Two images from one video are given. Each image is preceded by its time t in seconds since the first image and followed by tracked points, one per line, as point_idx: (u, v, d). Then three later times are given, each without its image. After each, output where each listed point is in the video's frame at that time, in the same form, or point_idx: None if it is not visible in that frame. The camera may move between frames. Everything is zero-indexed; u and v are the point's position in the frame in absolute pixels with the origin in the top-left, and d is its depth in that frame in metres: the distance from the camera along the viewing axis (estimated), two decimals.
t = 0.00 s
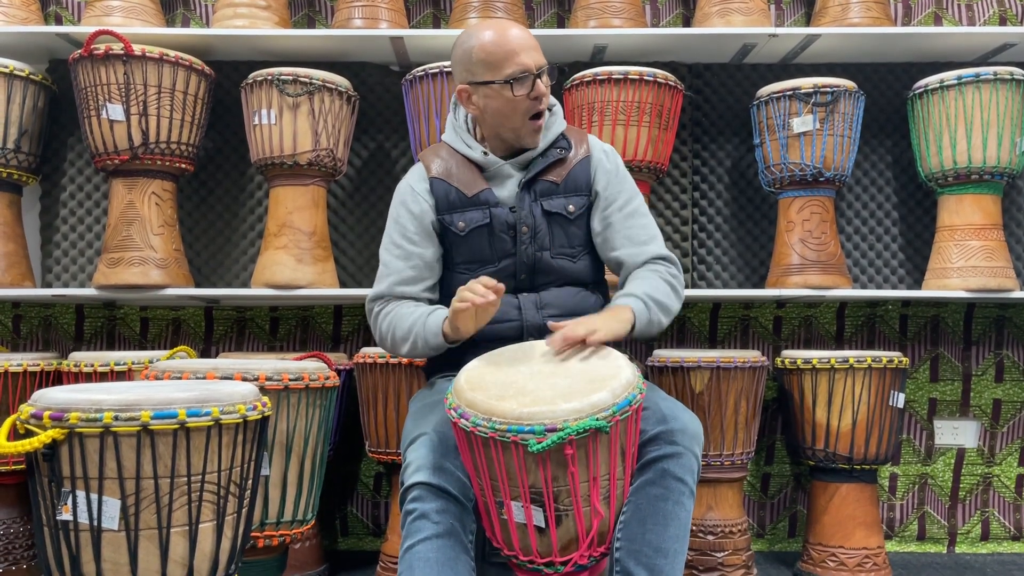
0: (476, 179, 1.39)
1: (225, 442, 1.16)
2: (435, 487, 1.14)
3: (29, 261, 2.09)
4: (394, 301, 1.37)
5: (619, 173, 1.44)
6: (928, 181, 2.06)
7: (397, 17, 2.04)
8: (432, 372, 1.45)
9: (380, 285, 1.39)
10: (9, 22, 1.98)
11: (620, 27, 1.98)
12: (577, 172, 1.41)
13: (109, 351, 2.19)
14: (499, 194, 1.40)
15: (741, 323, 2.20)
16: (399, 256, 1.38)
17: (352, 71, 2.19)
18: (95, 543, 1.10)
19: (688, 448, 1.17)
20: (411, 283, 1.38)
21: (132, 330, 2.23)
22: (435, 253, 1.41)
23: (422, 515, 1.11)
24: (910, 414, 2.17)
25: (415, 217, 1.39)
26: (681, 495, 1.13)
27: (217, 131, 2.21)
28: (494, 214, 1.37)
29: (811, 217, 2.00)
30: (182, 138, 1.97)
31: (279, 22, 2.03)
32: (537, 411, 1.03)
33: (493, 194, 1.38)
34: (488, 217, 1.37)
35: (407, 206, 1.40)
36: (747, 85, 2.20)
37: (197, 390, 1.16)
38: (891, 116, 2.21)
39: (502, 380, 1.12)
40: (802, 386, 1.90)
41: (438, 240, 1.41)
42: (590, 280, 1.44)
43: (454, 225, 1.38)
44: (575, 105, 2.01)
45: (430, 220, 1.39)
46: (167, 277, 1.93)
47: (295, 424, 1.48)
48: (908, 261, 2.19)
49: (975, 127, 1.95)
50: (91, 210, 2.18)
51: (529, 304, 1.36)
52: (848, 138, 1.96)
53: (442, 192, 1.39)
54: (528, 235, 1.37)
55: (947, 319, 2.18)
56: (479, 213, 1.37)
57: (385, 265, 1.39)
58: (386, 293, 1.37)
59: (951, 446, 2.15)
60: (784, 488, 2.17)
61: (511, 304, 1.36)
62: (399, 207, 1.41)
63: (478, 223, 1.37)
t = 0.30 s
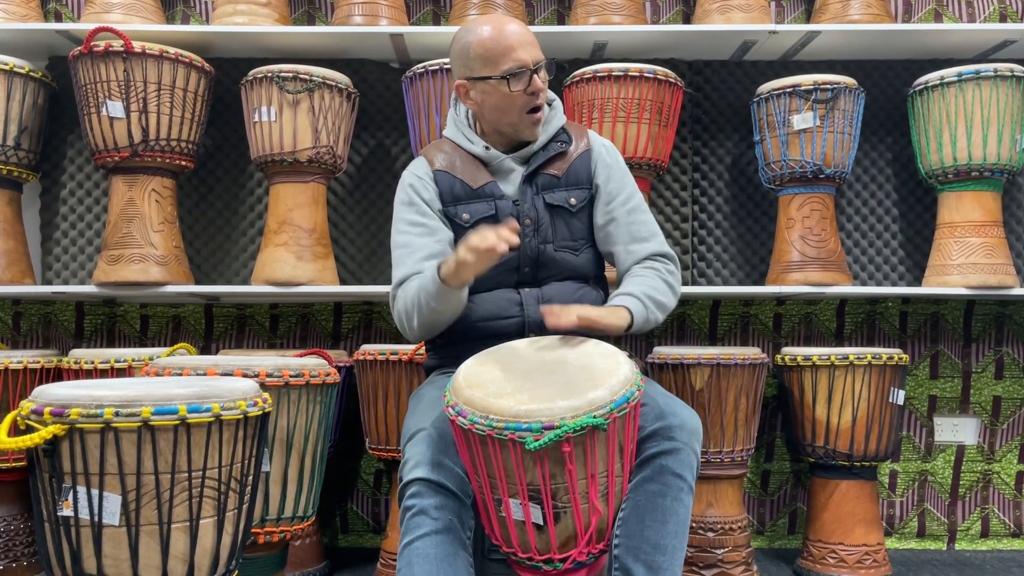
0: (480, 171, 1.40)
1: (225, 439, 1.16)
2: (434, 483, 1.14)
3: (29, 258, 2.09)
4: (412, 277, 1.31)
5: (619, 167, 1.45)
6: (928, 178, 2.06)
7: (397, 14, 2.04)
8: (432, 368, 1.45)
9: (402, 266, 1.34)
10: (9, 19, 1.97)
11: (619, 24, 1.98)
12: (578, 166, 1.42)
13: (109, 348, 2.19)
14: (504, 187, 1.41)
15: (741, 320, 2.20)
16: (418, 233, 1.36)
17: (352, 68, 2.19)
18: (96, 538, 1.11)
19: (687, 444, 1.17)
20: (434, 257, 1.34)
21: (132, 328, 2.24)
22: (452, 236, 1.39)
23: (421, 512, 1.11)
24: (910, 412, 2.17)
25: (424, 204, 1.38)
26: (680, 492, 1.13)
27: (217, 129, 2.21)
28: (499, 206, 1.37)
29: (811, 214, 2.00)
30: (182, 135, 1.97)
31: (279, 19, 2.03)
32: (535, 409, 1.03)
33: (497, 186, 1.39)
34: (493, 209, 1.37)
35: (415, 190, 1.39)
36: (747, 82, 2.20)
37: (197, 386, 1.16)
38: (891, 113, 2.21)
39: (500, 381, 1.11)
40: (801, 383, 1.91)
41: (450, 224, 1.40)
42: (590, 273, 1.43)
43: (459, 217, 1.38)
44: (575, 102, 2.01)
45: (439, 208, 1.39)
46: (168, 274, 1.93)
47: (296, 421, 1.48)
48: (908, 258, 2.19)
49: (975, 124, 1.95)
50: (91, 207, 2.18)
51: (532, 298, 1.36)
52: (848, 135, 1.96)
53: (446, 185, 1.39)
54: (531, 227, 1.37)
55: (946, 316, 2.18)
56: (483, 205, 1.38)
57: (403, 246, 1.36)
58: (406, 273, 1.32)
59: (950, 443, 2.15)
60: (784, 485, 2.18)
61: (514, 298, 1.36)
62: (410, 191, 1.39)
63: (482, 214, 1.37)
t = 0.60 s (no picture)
0: (476, 175, 1.39)
1: (224, 435, 1.16)
2: (434, 481, 1.14)
3: (28, 255, 2.09)
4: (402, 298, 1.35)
5: (621, 167, 1.44)
6: (928, 175, 2.06)
7: (397, 11, 2.03)
8: (433, 364, 1.45)
9: (389, 283, 1.37)
10: (8, 16, 1.97)
11: (619, 20, 1.97)
12: (579, 167, 1.41)
13: (107, 345, 2.19)
14: (500, 188, 1.40)
15: (740, 317, 2.20)
16: (403, 253, 1.36)
17: (351, 65, 2.19)
18: (94, 534, 1.10)
19: (688, 440, 1.17)
20: (419, 279, 1.36)
21: (131, 325, 2.23)
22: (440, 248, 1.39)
23: (421, 509, 1.11)
24: (910, 408, 2.17)
25: (416, 213, 1.37)
26: (682, 488, 1.13)
27: (217, 125, 2.21)
28: (495, 207, 1.37)
29: (810, 211, 2.00)
30: (181, 131, 1.97)
31: (278, 16, 2.03)
32: (538, 403, 1.03)
33: (493, 189, 1.38)
34: (488, 211, 1.37)
35: (406, 202, 1.38)
36: (747, 79, 2.20)
37: (196, 382, 1.16)
38: (891, 110, 2.21)
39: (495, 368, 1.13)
40: (801, 380, 1.91)
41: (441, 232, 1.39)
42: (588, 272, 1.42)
43: (455, 221, 1.37)
44: (575, 99, 2.01)
45: (432, 215, 1.38)
46: (167, 271, 1.93)
47: (295, 418, 1.48)
48: (907, 255, 2.18)
49: (975, 121, 1.94)
50: (90, 204, 2.18)
51: (531, 299, 1.36)
52: (848, 131, 1.95)
53: (442, 188, 1.38)
54: (529, 228, 1.37)
55: (946, 313, 2.18)
56: (479, 207, 1.37)
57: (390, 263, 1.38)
58: (392, 292, 1.36)
59: (950, 439, 2.16)
60: (784, 482, 2.18)
61: (512, 298, 1.36)
62: (401, 202, 1.39)
63: (478, 217, 1.37)
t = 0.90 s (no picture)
0: (476, 166, 1.39)
1: (223, 432, 1.16)
2: (433, 478, 1.14)
3: (27, 252, 2.09)
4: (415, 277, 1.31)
5: (613, 159, 1.44)
6: (928, 172, 2.06)
7: (396, 8, 2.03)
8: (432, 362, 1.45)
9: (399, 263, 1.34)
10: (7, 13, 1.97)
11: (618, 17, 1.97)
12: (575, 160, 1.41)
13: (107, 343, 2.19)
14: (499, 182, 1.40)
15: (740, 314, 2.20)
16: (415, 230, 1.35)
17: (350, 63, 2.19)
18: (93, 532, 1.10)
19: (686, 438, 1.17)
20: (432, 256, 1.34)
21: (131, 322, 2.23)
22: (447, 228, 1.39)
23: (420, 506, 1.11)
24: (910, 405, 2.17)
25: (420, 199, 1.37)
26: (679, 485, 1.13)
27: (216, 123, 2.21)
28: (495, 200, 1.37)
29: (810, 208, 1.99)
30: (180, 129, 1.96)
31: (277, 12, 2.02)
32: (535, 402, 1.03)
33: (494, 180, 1.39)
34: (488, 203, 1.37)
35: (413, 185, 1.39)
36: (746, 76, 2.20)
37: (194, 379, 1.16)
38: (891, 107, 2.21)
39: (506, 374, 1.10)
40: (801, 377, 1.91)
41: (444, 220, 1.39)
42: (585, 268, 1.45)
43: (455, 212, 1.38)
44: (575, 96, 2.01)
45: (435, 203, 1.38)
46: (166, 269, 1.93)
47: (294, 415, 1.48)
48: (907, 252, 2.18)
49: (975, 118, 1.94)
50: (89, 202, 2.18)
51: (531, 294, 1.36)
52: (847, 128, 1.95)
53: (443, 179, 1.39)
54: (527, 222, 1.37)
55: (946, 310, 2.17)
56: (478, 199, 1.38)
57: (398, 243, 1.36)
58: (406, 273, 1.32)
59: (949, 437, 2.16)
60: (784, 479, 2.18)
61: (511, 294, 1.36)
62: (405, 188, 1.39)
63: (478, 208, 1.37)
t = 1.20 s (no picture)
0: (477, 169, 1.39)
1: (223, 430, 1.16)
2: (433, 476, 1.14)
3: (27, 251, 2.09)
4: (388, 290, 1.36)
5: (619, 163, 1.43)
6: (928, 170, 2.05)
7: (396, 5, 2.02)
8: (432, 360, 1.45)
9: (376, 272, 1.38)
10: (6, 10, 1.96)
11: (618, 15, 1.97)
12: (578, 162, 1.40)
13: (107, 341, 2.19)
14: (499, 183, 1.40)
15: (740, 312, 2.19)
16: (395, 247, 1.37)
17: (350, 60, 2.18)
18: (92, 530, 1.10)
19: (688, 436, 1.17)
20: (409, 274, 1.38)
21: (130, 320, 2.23)
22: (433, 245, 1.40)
23: (420, 504, 1.11)
24: (910, 404, 2.17)
25: (415, 208, 1.38)
26: (680, 484, 1.13)
27: (215, 120, 2.20)
28: (495, 203, 1.37)
29: (810, 206, 1.99)
30: (179, 126, 1.96)
31: (276, 10, 2.02)
32: (537, 399, 1.02)
33: (494, 183, 1.38)
34: (488, 206, 1.37)
35: (405, 195, 1.39)
36: (746, 74, 2.19)
37: (193, 377, 1.16)
38: (891, 105, 2.20)
39: (500, 369, 1.11)
40: (801, 375, 1.90)
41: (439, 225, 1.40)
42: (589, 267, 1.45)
43: (454, 215, 1.37)
44: (575, 94, 2.00)
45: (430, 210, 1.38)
46: (166, 267, 1.93)
47: (294, 413, 1.48)
48: (907, 250, 2.18)
49: (975, 116, 1.94)
50: (89, 200, 2.18)
51: (531, 294, 1.36)
52: (848, 126, 1.95)
53: (441, 181, 1.38)
54: (529, 225, 1.37)
55: (946, 308, 2.17)
56: (479, 201, 1.37)
57: (379, 253, 1.39)
58: (381, 283, 1.36)
59: (949, 435, 2.15)
60: (784, 478, 2.18)
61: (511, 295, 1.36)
62: (400, 197, 1.39)
63: (478, 212, 1.37)
